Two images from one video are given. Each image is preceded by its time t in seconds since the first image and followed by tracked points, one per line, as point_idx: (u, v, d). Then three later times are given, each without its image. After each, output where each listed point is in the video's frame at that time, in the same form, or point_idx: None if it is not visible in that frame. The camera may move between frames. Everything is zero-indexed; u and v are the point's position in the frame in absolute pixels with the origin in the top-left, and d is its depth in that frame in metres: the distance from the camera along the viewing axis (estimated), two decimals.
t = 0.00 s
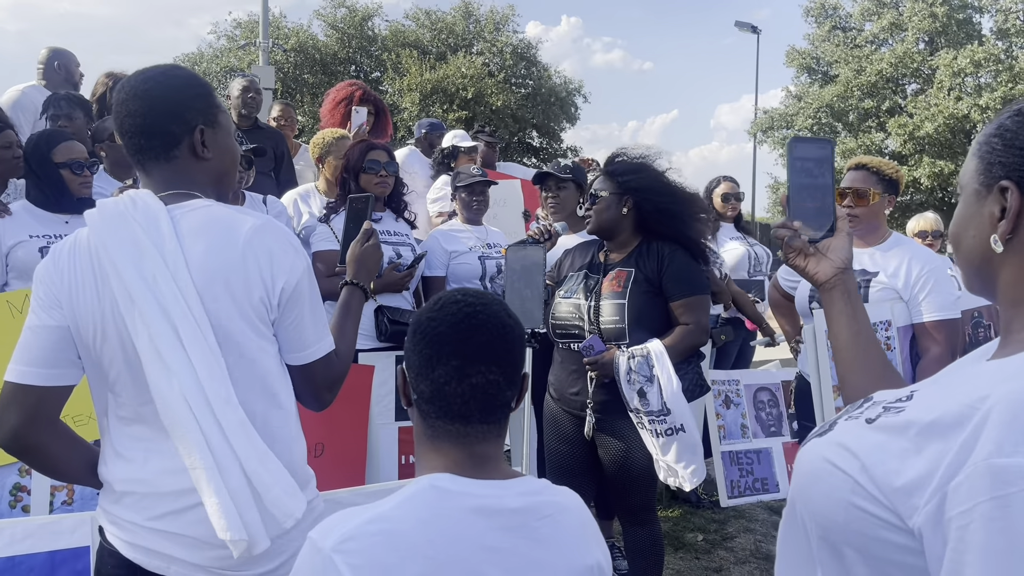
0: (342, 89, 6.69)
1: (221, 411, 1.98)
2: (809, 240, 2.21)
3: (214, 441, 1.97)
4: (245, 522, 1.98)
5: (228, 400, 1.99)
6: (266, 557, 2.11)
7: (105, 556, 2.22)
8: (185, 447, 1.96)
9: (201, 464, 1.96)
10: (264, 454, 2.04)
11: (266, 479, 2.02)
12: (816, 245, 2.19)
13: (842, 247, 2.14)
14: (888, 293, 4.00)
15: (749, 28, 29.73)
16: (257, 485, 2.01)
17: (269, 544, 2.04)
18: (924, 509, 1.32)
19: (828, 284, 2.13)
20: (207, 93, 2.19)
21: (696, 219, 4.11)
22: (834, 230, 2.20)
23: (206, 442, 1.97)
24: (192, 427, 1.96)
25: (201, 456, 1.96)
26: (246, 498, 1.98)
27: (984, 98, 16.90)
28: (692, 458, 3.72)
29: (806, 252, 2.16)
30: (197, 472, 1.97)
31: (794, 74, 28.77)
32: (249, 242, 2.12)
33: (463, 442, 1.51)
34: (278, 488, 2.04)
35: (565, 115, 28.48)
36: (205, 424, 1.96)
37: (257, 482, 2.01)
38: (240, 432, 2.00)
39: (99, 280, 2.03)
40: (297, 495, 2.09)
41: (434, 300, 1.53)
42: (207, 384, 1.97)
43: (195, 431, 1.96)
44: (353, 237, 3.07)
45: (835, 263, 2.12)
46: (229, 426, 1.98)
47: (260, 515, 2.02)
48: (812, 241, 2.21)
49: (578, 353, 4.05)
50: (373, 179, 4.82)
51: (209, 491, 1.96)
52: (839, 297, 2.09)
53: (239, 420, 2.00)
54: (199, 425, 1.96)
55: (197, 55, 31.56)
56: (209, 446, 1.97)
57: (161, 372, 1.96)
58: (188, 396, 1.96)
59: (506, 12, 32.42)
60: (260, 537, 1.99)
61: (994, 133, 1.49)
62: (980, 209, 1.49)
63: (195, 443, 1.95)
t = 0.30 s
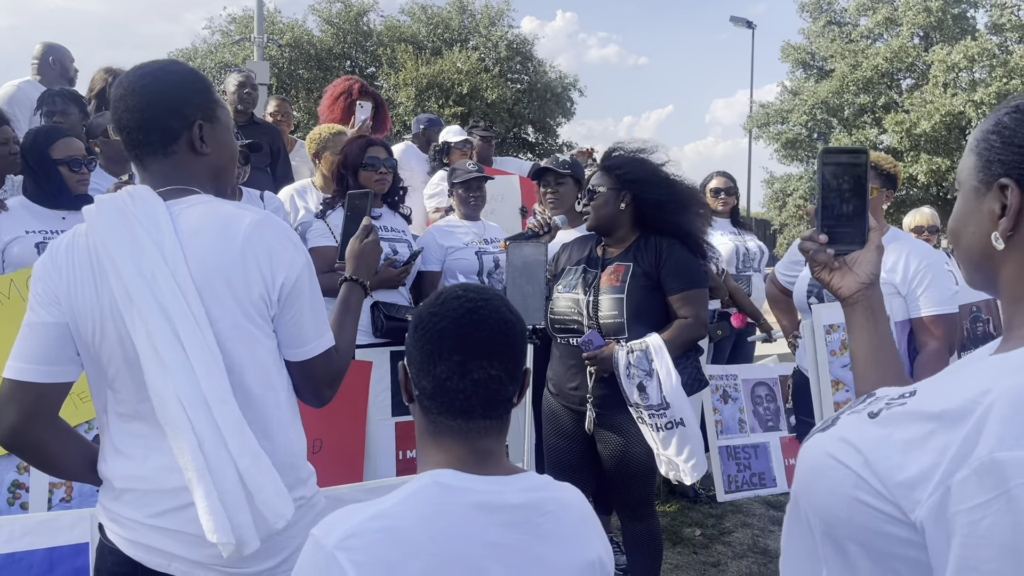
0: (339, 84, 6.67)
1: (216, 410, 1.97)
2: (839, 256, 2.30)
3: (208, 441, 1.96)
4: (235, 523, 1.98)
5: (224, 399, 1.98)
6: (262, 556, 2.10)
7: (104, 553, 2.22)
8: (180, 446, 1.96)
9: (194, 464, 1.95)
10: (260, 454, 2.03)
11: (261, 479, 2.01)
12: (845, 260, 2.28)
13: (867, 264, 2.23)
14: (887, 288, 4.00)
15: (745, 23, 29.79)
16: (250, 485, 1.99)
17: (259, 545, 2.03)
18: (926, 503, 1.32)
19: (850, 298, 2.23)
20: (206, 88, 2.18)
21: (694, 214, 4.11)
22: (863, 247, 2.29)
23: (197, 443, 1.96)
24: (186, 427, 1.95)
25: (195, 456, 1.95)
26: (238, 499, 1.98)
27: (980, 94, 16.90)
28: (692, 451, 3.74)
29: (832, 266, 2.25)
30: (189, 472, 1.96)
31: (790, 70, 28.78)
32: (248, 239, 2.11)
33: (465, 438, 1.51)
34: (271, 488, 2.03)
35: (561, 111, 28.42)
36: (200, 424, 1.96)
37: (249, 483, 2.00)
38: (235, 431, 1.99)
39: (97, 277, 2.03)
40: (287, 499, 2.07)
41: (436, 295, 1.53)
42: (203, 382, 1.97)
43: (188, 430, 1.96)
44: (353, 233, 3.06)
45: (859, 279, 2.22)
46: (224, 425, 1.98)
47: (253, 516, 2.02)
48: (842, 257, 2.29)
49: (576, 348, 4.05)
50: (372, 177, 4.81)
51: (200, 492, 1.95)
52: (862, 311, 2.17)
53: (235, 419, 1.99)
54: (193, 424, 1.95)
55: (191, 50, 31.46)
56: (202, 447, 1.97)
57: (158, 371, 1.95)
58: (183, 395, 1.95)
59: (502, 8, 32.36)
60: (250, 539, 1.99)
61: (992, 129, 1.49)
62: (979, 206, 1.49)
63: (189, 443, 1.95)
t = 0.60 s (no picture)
0: (339, 80, 6.65)
1: (211, 410, 1.95)
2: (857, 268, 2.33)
3: (202, 442, 1.94)
4: (229, 525, 1.96)
5: (219, 399, 1.96)
6: (258, 556, 2.09)
7: (100, 554, 2.20)
8: (174, 447, 1.94)
9: (188, 465, 1.94)
10: (256, 455, 2.01)
11: (256, 480, 1.99)
12: (863, 271, 2.28)
13: (883, 274, 2.26)
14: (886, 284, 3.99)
15: (742, 19, 29.74)
16: (245, 486, 1.98)
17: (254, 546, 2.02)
18: (928, 503, 1.30)
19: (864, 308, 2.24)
20: (201, 84, 2.15)
21: (692, 210, 4.10)
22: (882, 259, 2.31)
23: (192, 444, 1.94)
24: (181, 428, 1.94)
25: (189, 458, 1.94)
26: (232, 500, 1.96)
27: (976, 89, 16.87)
28: (692, 447, 3.73)
29: (849, 277, 2.25)
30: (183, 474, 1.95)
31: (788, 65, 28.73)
32: (245, 237, 2.08)
33: (463, 437, 1.49)
34: (267, 489, 2.01)
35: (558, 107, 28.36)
36: (195, 426, 1.94)
37: (244, 484, 1.98)
38: (230, 432, 1.97)
39: (92, 275, 2.01)
40: (287, 494, 2.05)
41: (433, 293, 1.51)
42: (198, 382, 1.95)
43: (183, 431, 1.94)
44: (351, 230, 3.05)
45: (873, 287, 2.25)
46: (219, 425, 1.96)
47: (247, 517, 2.00)
48: (860, 268, 2.30)
49: (575, 344, 4.03)
50: (370, 175, 4.80)
51: (192, 493, 1.94)
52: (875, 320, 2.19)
53: (231, 419, 1.97)
54: (188, 425, 1.94)
55: (188, 46, 31.36)
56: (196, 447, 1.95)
57: (152, 371, 1.93)
58: (177, 396, 1.93)
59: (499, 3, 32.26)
60: (244, 540, 1.98)
61: (986, 129, 1.47)
62: (978, 208, 1.47)
63: (183, 445, 1.93)
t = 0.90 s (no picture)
0: (340, 76, 6.64)
1: (203, 406, 1.92)
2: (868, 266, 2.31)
3: (195, 438, 1.92)
4: (221, 523, 1.93)
5: (211, 395, 1.93)
6: (251, 555, 2.06)
7: (94, 553, 2.18)
8: (165, 444, 1.92)
9: (178, 462, 1.91)
10: (247, 452, 1.98)
11: (247, 478, 1.96)
12: (873, 270, 2.27)
13: (895, 274, 2.24)
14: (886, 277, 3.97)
15: (737, 15, 29.71)
16: (236, 484, 1.95)
17: (245, 546, 1.99)
18: (934, 496, 1.28)
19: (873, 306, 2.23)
20: (195, 76, 2.12)
21: (690, 204, 4.08)
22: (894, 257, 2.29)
23: (183, 440, 1.92)
24: (172, 424, 1.91)
25: (180, 454, 1.91)
26: (223, 498, 1.93)
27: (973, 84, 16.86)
28: (688, 446, 3.67)
29: (859, 275, 2.24)
30: (173, 471, 1.93)
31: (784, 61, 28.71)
32: (239, 230, 2.06)
33: (461, 431, 1.47)
34: (258, 487, 1.98)
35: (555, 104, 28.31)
36: (186, 421, 1.91)
37: (235, 482, 1.95)
38: (222, 429, 1.94)
39: (83, 268, 1.98)
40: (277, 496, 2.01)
41: (430, 284, 1.48)
42: (190, 377, 1.92)
43: (175, 426, 1.91)
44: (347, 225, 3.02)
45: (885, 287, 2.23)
46: (211, 422, 1.93)
47: (238, 516, 1.97)
48: (870, 267, 2.29)
49: (572, 339, 4.01)
50: (363, 171, 4.77)
51: (183, 491, 1.91)
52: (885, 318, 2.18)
53: (223, 415, 1.95)
54: (179, 421, 1.91)
55: (183, 44, 31.26)
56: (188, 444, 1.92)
57: (144, 365, 1.91)
58: (169, 391, 1.91)
59: None
60: (234, 540, 1.94)
61: (988, 113, 1.45)
62: (981, 194, 1.45)
63: (174, 440, 1.91)
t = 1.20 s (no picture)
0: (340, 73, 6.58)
1: (194, 404, 1.87)
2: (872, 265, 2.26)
3: (190, 436, 1.86)
4: (223, 521, 1.88)
5: (202, 392, 1.88)
6: (247, 556, 2.01)
7: (78, 559, 2.12)
8: (161, 442, 1.86)
9: (175, 459, 1.86)
10: (243, 450, 1.93)
11: (245, 475, 1.91)
12: (878, 269, 2.23)
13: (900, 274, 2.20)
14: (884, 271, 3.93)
15: (732, 11, 29.67)
16: (234, 481, 1.90)
17: (247, 544, 1.94)
18: (942, 497, 1.23)
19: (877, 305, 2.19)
20: (177, 68, 2.06)
21: (684, 199, 4.03)
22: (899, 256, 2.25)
23: (179, 438, 1.86)
24: (166, 422, 1.85)
25: (177, 452, 1.86)
26: (223, 495, 1.88)
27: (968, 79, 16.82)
28: (682, 444, 3.60)
29: (864, 274, 2.19)
30: (171, 468, 1.87)
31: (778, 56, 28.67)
32: (224, 225, 2.00)
33: (452, 431, 1.41)
34: (256, 484, 1.93)
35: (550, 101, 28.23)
36: (179, 419, 1.86)
37: (233, 480, 1.90)
38: (216, 426, 1.89)
39: (63, 266, 1.92)
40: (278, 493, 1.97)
41: (418, 279, 1.43)
42: (179, 374, 1.87)
43: (169, 425, 1.86)
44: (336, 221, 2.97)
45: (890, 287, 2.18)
46: (204, 420, 1.88)
47: (239, 514, 1.92)
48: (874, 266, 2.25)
49: (566, 336, 3.96)
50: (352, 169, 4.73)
51: (184, 489, 1.86)
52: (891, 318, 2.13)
53: (214, 412, 1.89)
54: (172, 419, 1.85)
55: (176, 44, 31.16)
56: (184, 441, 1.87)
57: (131, 364, 1.85)
58: (159, 388, 1.85)
59: None
60: (237, 538, 1.90)
61: (992, 97, 1.40)
62: (987, 182, 1.40)
63: (169, 439, 1.85)
